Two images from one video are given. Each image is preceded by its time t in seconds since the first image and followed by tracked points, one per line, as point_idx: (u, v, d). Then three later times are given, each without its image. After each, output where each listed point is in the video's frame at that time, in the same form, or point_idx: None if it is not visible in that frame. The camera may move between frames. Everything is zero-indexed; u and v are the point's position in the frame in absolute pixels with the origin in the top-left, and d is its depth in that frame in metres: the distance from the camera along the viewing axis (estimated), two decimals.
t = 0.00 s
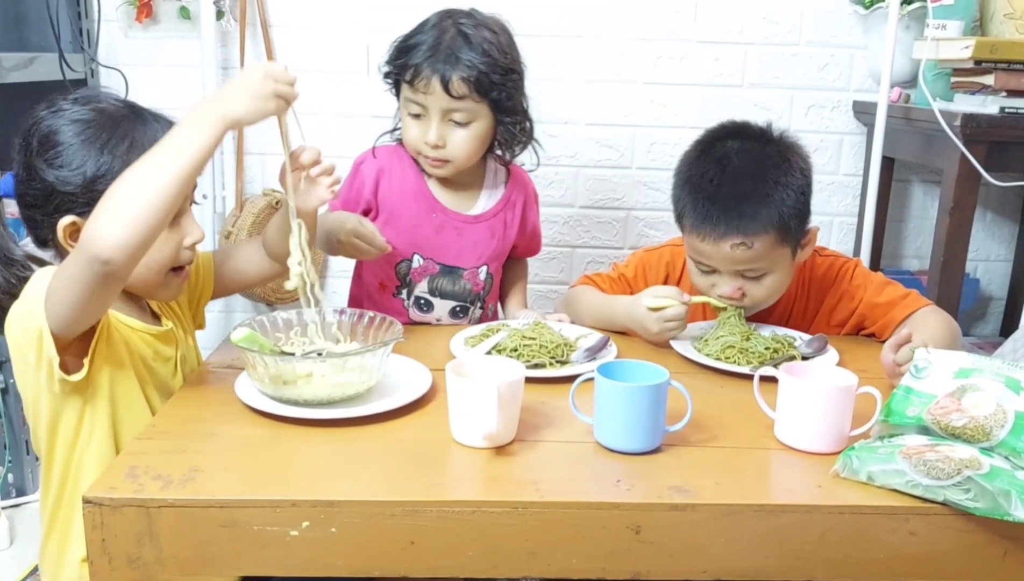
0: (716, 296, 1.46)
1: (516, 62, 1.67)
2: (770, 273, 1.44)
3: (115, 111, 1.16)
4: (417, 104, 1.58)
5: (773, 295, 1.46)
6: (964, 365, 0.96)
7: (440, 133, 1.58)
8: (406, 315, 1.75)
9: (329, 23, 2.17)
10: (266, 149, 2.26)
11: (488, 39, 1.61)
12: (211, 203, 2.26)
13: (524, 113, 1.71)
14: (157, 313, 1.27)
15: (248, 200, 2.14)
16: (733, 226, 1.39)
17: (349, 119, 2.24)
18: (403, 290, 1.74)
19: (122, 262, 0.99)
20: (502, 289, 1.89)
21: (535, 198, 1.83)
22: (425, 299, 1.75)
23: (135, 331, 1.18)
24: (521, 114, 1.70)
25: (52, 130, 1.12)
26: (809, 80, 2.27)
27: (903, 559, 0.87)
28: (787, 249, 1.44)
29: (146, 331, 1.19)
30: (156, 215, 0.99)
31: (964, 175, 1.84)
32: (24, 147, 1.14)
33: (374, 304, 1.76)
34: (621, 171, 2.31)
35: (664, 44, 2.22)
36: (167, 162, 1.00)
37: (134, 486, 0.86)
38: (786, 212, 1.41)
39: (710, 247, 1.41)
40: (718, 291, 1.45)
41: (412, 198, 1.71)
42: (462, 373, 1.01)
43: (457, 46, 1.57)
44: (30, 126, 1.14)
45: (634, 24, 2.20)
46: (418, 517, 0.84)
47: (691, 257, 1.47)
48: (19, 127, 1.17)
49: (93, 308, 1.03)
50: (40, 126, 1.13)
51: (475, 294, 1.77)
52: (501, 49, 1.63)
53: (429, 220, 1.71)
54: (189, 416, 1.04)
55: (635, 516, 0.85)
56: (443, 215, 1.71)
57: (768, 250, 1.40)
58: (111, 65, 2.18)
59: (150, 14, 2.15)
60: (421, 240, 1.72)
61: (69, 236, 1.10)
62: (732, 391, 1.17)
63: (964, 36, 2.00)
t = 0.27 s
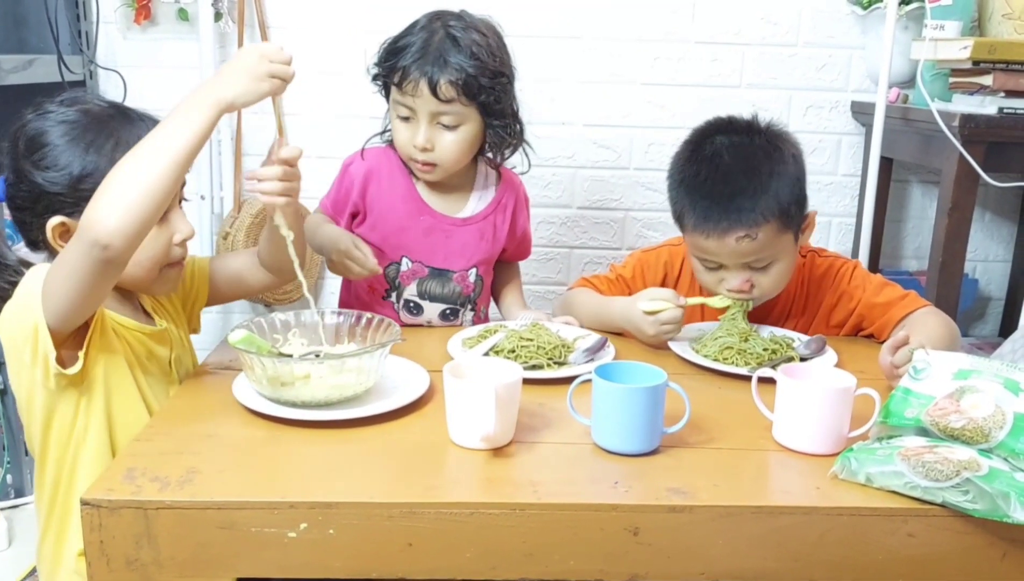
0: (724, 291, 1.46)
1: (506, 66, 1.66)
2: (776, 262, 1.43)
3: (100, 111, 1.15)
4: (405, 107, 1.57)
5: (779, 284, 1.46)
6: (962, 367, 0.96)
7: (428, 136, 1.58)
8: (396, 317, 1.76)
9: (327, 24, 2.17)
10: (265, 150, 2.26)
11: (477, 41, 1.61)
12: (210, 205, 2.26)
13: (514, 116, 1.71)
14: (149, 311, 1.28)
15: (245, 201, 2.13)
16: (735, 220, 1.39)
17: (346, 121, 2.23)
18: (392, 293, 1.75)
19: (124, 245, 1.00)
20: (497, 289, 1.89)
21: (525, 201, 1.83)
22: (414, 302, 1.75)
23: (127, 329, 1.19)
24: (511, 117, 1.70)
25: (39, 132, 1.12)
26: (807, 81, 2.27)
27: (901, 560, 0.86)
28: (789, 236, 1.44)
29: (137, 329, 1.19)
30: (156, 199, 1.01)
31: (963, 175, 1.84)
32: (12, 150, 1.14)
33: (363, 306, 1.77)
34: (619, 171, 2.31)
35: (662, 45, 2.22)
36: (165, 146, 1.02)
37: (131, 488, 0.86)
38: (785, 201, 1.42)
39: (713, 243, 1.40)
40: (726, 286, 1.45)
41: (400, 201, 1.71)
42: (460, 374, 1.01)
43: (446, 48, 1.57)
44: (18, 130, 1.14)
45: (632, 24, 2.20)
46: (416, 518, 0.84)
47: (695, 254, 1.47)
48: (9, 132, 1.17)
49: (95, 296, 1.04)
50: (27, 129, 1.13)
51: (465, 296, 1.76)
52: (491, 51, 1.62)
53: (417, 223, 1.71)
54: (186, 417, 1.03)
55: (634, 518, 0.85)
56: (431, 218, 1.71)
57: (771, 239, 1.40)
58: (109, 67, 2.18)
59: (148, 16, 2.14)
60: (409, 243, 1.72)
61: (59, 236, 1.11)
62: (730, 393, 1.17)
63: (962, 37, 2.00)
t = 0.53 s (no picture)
0: (731, 281, 1.45)
1: (503, 69, 1.65)
2: (783, 251, 1.43)
3: (91, 109, 1.15)
4: (400, 107, 1.58)
5: (785, 276, 1.45)
6: (960, 366, 0.96)
7: (422, 138, 1.58)
8: (391, 316, 1.76)
9: (325, 24, 2.17)
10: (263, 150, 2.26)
11: (474, 44, 1.60)
12: (208, 205, 2.26)
13: (510, 120, 1.71)
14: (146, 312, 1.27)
15: (243, 201, 2.13)
16: (747, 205, 1.39)
17: (345, 120, 2.23)
18: (387, 291, 1.75)
19: (107, 262, 1.00)
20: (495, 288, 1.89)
21: (524, 204, 1.82)
22: (409, 301, 1.75)
23: (125, 330, 1.19)
24: (507, 121, 1.70)
25: (32, 133, 1.12)
26: (804, 81, 2.27)
27: (899, 559, 0.87)
28: (797, 226, 1.44)
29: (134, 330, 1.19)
30: (142, 213, 1.00)
31: (960, 175, 1.85)
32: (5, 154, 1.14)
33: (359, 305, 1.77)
34: (616, 171, 2.31)
35: (660, 45, 2.22)
36: (150, 160, 1.00)
37: (129, 488, 0.85)
38: (794, 185, 1.42)
39: (724, 228, 1.40)
40: (732, 276, 1.44)
41: (394, 200, 1.72)
42: (459, 374, 1.01)
43: (442, 49, 1.57)
44: (9, 133, 1.14)
45: (630, 24, 2.20)
46: (414, 519, 0.84)
47: (703, 243, 1.46)
48: None
49: (80, 309, 1.03)
50: (19, 131, 1.13)
51: (459, 296, 1.76)
52: (488, 54, 1.62)
53: (410, 223, 1.72)
54: (184, 418, 1.03)
55: (632, 518, 0.85)
56: (425, 218, 1.72)
57: (782, 225, 1.40)
58: (107, 67, 2.18)
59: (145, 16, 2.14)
60: (403, 243, 1.73)
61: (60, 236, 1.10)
62: (728, 392, 1.17)
63: (959, 37, 2.00)
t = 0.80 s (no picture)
0: (732, 281, 1.45)
1: (497, 70, 1.66)
2: (783, 255, 1.44)
3: (84, 112, 1.16)
4: (393, 105, 1.60)
5: (784, 277, 1.46)
6: (956, 368, 0.97)
7: (416, 136, 1.59)
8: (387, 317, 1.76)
9: (324, 26, 2.17)
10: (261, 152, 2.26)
11: (469, 45, 1.61)
12: (206, 207, 2.26)
13: (504, 120, 1.71)
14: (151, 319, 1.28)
15: (241, 203, 2.13)
16: (754, 205, 1.39)
17: (343, 122, 2.24)
18: (384, 292, 1.75)
19: (55, 340, 0.98)
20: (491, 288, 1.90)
21: (519, 204, 1.82)
22: (405, 301, 1.75)
23: (124, 339, 1.20)
24: (501, 121, 1.71)
25: (28, 141, 1.12)
26: (801, 83, 2.28)
27: (895, 560, 0.87)
28: (799, 234, 1.44)
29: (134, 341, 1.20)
30: (96, 294, 0.99)
31: (956, 177, 1.85)
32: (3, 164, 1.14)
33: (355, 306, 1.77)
34: (614, 173, 2.31)
35: (657, 47, 2.23)
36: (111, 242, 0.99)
37: (128, 491, 0.86)
38: (801, 191, 1.43)
39: (729, 227, 1.41)
40: (733, 277, 1.45)
41: (389, 202, 1.72)
42: (458, 376, 1.02)
43: (436, 49, 1.58)
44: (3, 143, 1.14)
45: (628, 26, 2.21)
46: (413, 521, 0.84)
47: (705, 241, 1.46)
48: None
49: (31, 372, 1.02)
50: (14, 140, 1.13)
51: (455, 295, 1.76)
52: (483, 55, 1.63)
53: (406, 224, 1.72)
54: (182, 420, 1.03)
55: (630, 519, 0.85)
56: (420, 218, 1.72)
57: (786, 228, 1.41)
58: (105, 69, 2.18)
59: (144, 18, 2.14)
60: (399, 243, 1.72)
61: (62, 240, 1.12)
62: (726, 394, 1.17)
63: (955, 39, 2.01)
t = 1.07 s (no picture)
0: (728, 289, 1.46)
1: (479, 63, 1.67)
2: (783, 264, 1.44)
3: (89, 118, 1.16)
4: (378, 102, 1.60)
5: (784, 286, 1.46)
6: (954, 369, 0.97)
7: (401, 131, 1.60)
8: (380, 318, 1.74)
9: (323, 27, 2.18)
10: (261, 152, 2.26)
11: (451, 39, 1.62)
12: (206, 207, 2.26)
13: (487, 113, 1.72)
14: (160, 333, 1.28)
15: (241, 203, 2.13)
16: (754, 215, 1.39)
17: (343, 123, 2.24)
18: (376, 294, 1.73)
19: (37, 407, 0.98)
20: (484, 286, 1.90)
21: (508, 199, 1.83)
22: (398, 302, 1.73)
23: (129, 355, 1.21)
24: (484, 113, 1.71)
25: (30, 146, 1.12)
26: (800, 83, 2.28)
27: (894, 560, 0.87)
28: (798, 245, 1.45)
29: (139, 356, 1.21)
30: (83, 374, 0.99)
31: (955, 178, 1.86)
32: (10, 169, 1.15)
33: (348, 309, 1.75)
34: (613, 173, 2.32)
35: (657, 48, 2.23)
36: (110, 323, 1.00)
37: (128, 491, 0.86)
38: (803, 201, 1.43)
39: (729, 237, 1.41)
40: (729, 285, 1.45)
41: (377, 203, 1.72)
42: (457, 376, 1.02)
43: (419, 43, 1.59)
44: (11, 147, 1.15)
45: (627, 27, 2.21)
46: (413, 521, 0.84)
47: (704, 248, 1.47)
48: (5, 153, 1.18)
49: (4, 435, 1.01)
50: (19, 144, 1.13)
51: (448, 293, 1.76)
52: (465, 49, 1.64)
53: (396, 223, 1.72)
54: (183, 420, 1.04)
55: (630, 519, 0.85)
56: (410, 217, 1.72)
57: (786, 240, 1.41)
58: (105, 70, 2.18)
59: (143, 18, 2.15)
60: (390, 244, 1.72)
61: (65, 247, 1.13)
62: (725, 394, 1.17)
63: (955, 40, 2.01)
